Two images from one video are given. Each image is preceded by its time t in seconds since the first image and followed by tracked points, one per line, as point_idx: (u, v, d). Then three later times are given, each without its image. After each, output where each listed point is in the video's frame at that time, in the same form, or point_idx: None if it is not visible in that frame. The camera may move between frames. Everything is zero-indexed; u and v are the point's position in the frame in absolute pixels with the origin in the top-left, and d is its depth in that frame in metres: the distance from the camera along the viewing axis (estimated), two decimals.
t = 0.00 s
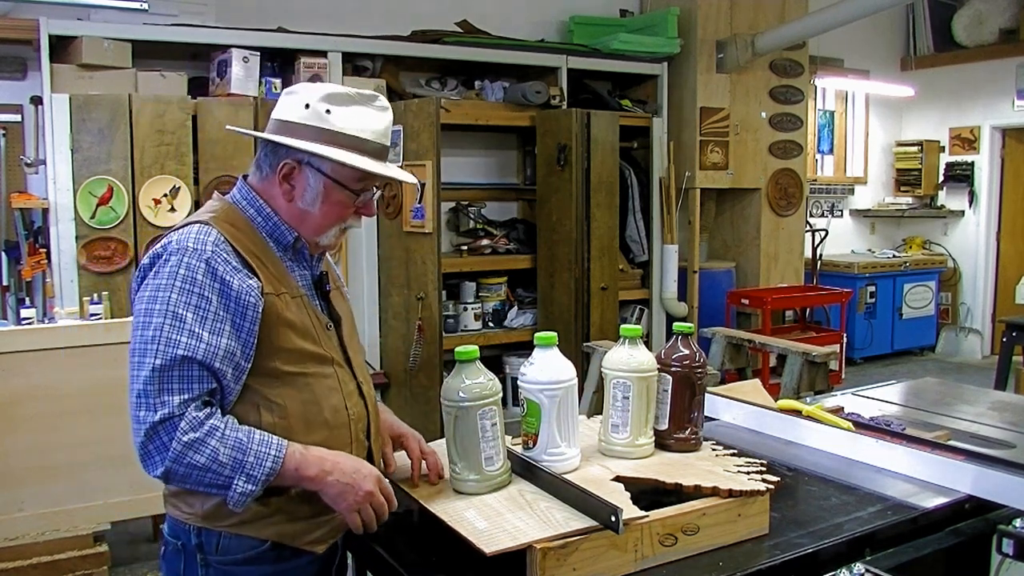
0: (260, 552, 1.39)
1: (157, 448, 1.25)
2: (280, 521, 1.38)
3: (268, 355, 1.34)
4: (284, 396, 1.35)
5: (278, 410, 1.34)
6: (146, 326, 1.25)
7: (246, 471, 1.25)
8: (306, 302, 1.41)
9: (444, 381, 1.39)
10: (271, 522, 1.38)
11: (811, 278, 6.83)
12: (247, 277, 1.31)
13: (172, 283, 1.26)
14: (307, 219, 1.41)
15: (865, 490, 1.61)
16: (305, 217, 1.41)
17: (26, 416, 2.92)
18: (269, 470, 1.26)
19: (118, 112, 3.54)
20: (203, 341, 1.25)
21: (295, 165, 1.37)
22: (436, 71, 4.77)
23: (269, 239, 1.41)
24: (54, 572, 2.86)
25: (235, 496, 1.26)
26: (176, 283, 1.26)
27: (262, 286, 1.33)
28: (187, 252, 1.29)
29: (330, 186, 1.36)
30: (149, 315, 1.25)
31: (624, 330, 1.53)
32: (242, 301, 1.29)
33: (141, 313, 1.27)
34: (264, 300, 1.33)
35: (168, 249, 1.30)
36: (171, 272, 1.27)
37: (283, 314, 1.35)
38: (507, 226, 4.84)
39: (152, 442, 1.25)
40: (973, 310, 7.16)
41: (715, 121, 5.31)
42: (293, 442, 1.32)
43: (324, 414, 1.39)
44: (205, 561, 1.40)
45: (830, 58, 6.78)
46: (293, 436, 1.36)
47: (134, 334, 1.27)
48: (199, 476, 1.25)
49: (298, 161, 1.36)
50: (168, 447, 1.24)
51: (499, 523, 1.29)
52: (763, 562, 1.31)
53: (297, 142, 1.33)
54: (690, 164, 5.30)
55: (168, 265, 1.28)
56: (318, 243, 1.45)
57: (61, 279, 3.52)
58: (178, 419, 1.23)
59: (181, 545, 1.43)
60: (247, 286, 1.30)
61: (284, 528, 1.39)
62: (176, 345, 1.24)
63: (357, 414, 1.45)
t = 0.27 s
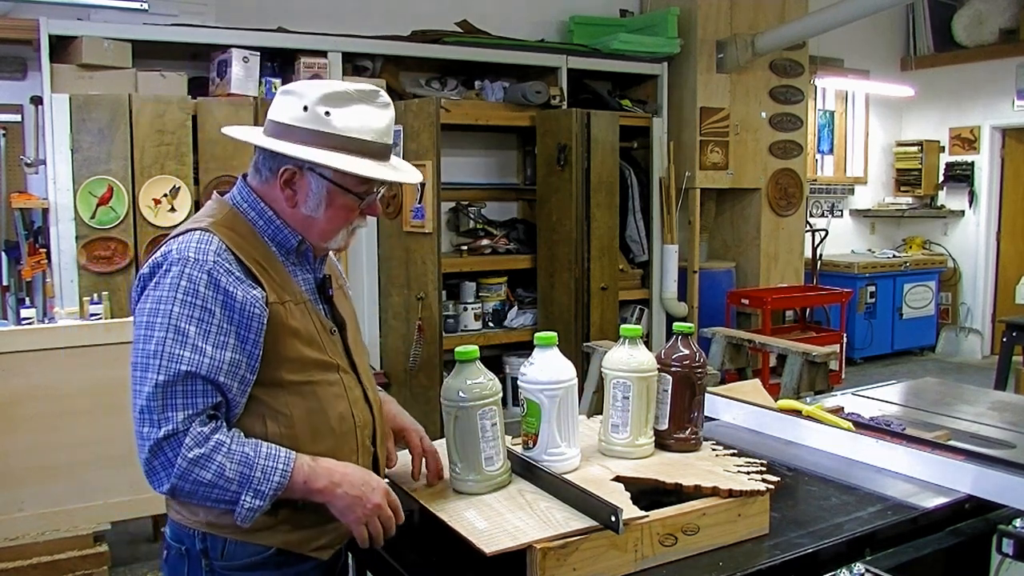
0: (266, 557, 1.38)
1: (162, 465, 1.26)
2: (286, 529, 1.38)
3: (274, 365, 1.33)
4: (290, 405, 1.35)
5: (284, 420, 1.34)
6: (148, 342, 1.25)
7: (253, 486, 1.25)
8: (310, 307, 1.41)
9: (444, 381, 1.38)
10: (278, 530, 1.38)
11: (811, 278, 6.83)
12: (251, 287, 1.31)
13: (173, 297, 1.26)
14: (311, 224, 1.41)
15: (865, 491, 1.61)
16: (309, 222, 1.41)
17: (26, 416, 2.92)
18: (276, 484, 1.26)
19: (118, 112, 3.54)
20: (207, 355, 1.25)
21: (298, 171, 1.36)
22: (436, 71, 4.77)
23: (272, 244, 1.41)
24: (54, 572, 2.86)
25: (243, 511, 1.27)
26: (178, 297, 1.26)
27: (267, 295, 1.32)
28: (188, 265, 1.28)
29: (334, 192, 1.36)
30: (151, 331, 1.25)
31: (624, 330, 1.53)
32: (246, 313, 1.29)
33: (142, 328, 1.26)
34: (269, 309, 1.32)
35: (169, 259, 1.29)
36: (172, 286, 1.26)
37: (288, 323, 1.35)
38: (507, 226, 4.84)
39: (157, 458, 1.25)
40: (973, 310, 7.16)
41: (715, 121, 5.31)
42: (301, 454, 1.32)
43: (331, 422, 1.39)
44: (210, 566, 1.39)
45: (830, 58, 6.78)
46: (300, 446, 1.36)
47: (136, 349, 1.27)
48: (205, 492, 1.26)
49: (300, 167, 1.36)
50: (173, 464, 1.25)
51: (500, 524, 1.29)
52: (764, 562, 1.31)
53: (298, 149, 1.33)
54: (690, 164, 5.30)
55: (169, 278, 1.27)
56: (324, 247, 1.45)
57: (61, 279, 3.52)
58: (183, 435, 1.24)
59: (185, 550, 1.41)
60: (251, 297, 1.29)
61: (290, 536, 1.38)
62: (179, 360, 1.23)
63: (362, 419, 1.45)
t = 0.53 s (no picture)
0: (267, 560, 1.38)
1: (166, 471, 1.26)
2: (289, 533, 1.38)
3: (278, 370, 1.34)
4: (294, 410, 1.35)
5: (288, 424, 1.35)
6: (150, 348, 1.25)
7: (258, 492, 1.26)
8: (314, 309, 1.41)
9: (444, 381, 1.38)
10: (280, 532, 1.37)
11: (811, 278, 6.83)
12: (254, 291, 1.30)
13: (176, 303, 1.25)
14: (314, 225, 1.40)
15: (866, 491, 1.61)
16: (311, 223, 1.40)
17: (26, 416, 2.92)
18: (281, 490, 1.26)
19: (119, 112, 3.54)
20: (210, 361, 1.25)
21: (299, 172, 1.36)
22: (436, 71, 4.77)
23: (275, 246, 1.41)
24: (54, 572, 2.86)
25: (248, 517, 1.27)
26: (181, 302, 1.25)
27: (271, 300, 1.32)
28: (191, 269, 1.27)
29: (336, 193, 1.36)
30: (153, 336, 1.25)
31: (624, 330, 1.53)
32: (249, 318, 1.28)
33: (144, 334, 1.26)
34: (272, 313, 1.32)
35: (171, 262, 1.29)
36: (175, 292, 1.26)
37: (291, 327, 1.35)
38: (507, 226, 4.84)
39: (161, 464, 1.25)
40: (973, 310, 7.16)
41: (715, 121, 5.31)
42: (306, 458, 1.32)
43: (334, 426, 1.39)
44: (211, 569, 1.39)
45: (830, 58, 6.78)
46: (304, 449, 1.36)
47: (138, 354, 1.26)
48: (210, 498, 1.26)
49: (301, 168, 1.35)
50: (178, 471, 1.25)
51: (500, 524, 1.29)
52: (764, 562, 1.31)
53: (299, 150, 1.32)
54: (690, 164, 5.29)
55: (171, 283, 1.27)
56: (327, 249, 1.45)
57: (61, 278, 3.52)
58: (187, 440, 1.24)
59: (186, 553, 1.42)
60: (254, 302, 1.29)
61: (292, 540, 1.39)
62: (183, 367, 1.23)
63: (365, 422, 1.45)
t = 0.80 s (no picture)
0: (264, 562, 1.38)
1: (166, 463, 1.25)
2: (286, 533, 1.38)
3: (278, 366, 1.34)
4: (292, 407, 1.35)
5: (286, 421, 1.35)
6: (151, 339, 1.25)
7: (258, 484, 1.25)
8: (314, 308, 1.41)
9: (444, 381, 1.38)
10: (276, 532, 1.37)
11: (811, 278, 6.83)
12: (255, 285, 1.31)
13: (177, 294, 1.25)
14: (316, 220, 1.40)
15: (866, 491, 1.60)
16: (313, 217, 1.40)
17: (26, 416, 2.92)
18: (281, 482, 1.25)
19: (118, 112, 3.54)
20: (211, 353, 1.24)
21: (303, 165, 1.36)
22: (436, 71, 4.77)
23: (276, 244, 1.41)
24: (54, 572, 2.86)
25: (248, 509, 1.26)
26: (182, 294, 1.25)
27: (272, 296, 1.33)
28: (193, 262, 1.28)
29: (339, 186, 1.36)
30: (154, 327, 1.25)
31: (624, 330, 1.53)
32: (250, 311, 1.28)
33: (145, 325, 1.26)
34: (273, 308, 1.32)
35: (173, 255, 1.29)
36: (176, 284, 1.26)
37: (291, 324, 1.34)
38: (507, 226, 4.84)
39: (160, 456, 1.25)
40: (973, 309, 7.16)
41: (715, 121, 5.31)
42: (305, 451, 1.32)
43: (332, 424, 1.39)
44: (207, 569, 1.39)
45: (830, 58, 6.78)
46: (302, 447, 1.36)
47: (138, 346, 1.26)
48: (210, 490, 1.25)
49: (304, 160, 1.35)
50: (178, 463, 1.24)
51: (500, 524, 1.29)
52: (764, 562, 1.31)
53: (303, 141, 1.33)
54: (690, 164, 5.29)
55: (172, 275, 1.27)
56: (329, 245, 1.45)
57: (61, 278, 3.52)
58: (186, 432, 1.23)
59: (182, 554, 1.42)
60: (255, 295, 1.29)
61: (290, 540, 1.38)
62: (183, 358, 1.23)
63: (363, 422, 1.45)
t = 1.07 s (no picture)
0: (258, 561, 1.38)
1: (160, 449, 1.24)
2: (281, 532, 1.38)
3: (274, 359, 1.34)
4: (288, 402, 1.35)
5: (281, 416, 1.35)
6: (150, 324, 1.24)
7: (253, 469, 1.24)
8: (314, 306, 1.41)
9: (444, 381, 1.38)
10: (269, 531, 1.37)
11: (811, 278, 6.83)
12: (255, 276, 1.31)
13: (178, 280, 1.26)
14: (309, 204, 1.39)
15: (865, 491, 1.61)
16: (307, 202, 1.39)
17: (26, 416, 2.92)
18: (276, 469, 1.24)
19: (118, 112, 3.54)
20: (210, 339, 1.24)
21: (299, 147, 1.37)
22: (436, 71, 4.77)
23: (278, 239, 1.41)
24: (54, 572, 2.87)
25: (242, 495, 1.24)
26: (183, 280, 1.25)
27: (272, 288, 1.33)
28: (195, 249, 1.28)
29: (332, 167, 1.35)
30: (154, 313, 1.25)
31: (624, 330, 1.53)
32: (249, 301, 1.29)
33: (145, 312, 1.26)
34: (271, 301, 1.32)
35: (175, 244, 1.30)
36: (178, 270, 1.26)
37: (290, 319, 1.35)
38: (507, 226, 4.84)
39: (155, 441, 1.24)
40: (973, 309, 7.16)
41: (715, 121, 5.31)
42: (301, 441, 1.31)
43: (328, 422, 1.39)
44: (199, 569, 1.39)
45: (830, 58, 6.78)
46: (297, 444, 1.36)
47: (137, 332, 1.26)
48: (204, 476, 1.24)
49: (301, 142, 1.36)
50: (172, 449, 1.23)
51: (500, 524, 1.29)
52: (764, 562, 1.31)
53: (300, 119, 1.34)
54: (690, 164, 5.29)
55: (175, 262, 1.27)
56: (324, 236, 1.43)
57: (61, 279, 3.52)
58: (183, 417, 1.22)
59: (175, 553, 1.42)
60: (255, 286, 1.30)
61: (284, 538, 1.38)
62: (182, 343, 1.23)
63: (360, 422, 1.45)
